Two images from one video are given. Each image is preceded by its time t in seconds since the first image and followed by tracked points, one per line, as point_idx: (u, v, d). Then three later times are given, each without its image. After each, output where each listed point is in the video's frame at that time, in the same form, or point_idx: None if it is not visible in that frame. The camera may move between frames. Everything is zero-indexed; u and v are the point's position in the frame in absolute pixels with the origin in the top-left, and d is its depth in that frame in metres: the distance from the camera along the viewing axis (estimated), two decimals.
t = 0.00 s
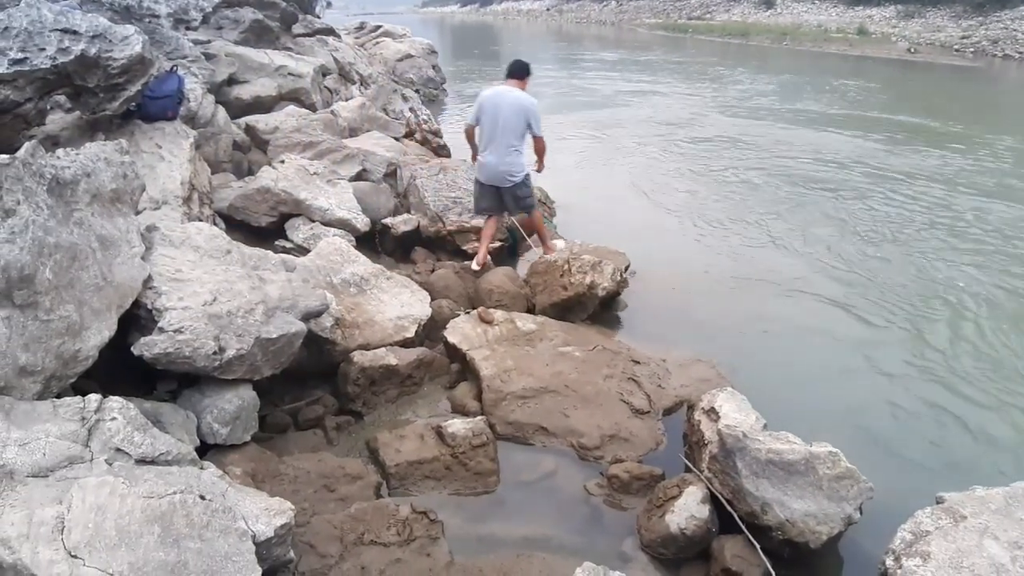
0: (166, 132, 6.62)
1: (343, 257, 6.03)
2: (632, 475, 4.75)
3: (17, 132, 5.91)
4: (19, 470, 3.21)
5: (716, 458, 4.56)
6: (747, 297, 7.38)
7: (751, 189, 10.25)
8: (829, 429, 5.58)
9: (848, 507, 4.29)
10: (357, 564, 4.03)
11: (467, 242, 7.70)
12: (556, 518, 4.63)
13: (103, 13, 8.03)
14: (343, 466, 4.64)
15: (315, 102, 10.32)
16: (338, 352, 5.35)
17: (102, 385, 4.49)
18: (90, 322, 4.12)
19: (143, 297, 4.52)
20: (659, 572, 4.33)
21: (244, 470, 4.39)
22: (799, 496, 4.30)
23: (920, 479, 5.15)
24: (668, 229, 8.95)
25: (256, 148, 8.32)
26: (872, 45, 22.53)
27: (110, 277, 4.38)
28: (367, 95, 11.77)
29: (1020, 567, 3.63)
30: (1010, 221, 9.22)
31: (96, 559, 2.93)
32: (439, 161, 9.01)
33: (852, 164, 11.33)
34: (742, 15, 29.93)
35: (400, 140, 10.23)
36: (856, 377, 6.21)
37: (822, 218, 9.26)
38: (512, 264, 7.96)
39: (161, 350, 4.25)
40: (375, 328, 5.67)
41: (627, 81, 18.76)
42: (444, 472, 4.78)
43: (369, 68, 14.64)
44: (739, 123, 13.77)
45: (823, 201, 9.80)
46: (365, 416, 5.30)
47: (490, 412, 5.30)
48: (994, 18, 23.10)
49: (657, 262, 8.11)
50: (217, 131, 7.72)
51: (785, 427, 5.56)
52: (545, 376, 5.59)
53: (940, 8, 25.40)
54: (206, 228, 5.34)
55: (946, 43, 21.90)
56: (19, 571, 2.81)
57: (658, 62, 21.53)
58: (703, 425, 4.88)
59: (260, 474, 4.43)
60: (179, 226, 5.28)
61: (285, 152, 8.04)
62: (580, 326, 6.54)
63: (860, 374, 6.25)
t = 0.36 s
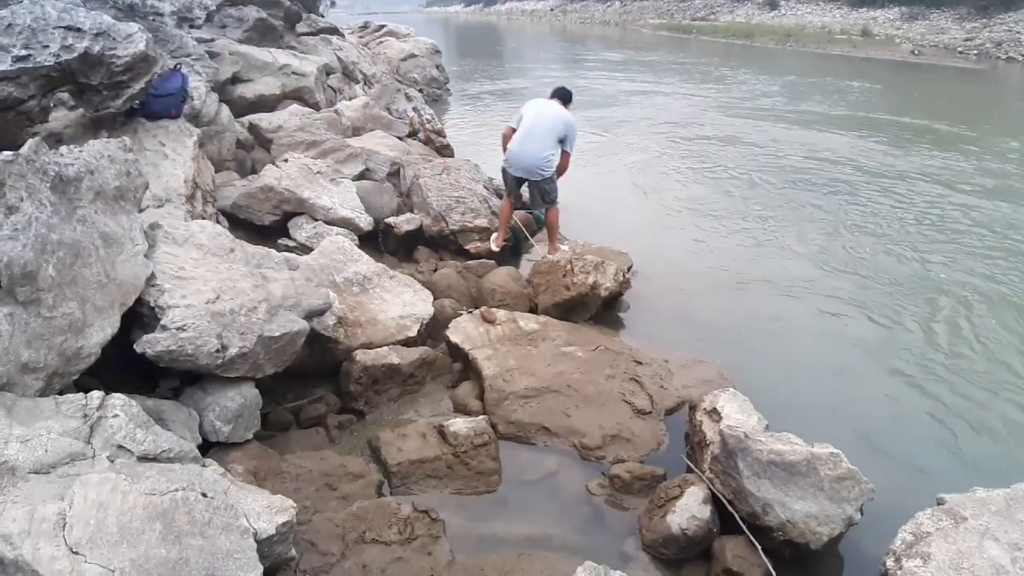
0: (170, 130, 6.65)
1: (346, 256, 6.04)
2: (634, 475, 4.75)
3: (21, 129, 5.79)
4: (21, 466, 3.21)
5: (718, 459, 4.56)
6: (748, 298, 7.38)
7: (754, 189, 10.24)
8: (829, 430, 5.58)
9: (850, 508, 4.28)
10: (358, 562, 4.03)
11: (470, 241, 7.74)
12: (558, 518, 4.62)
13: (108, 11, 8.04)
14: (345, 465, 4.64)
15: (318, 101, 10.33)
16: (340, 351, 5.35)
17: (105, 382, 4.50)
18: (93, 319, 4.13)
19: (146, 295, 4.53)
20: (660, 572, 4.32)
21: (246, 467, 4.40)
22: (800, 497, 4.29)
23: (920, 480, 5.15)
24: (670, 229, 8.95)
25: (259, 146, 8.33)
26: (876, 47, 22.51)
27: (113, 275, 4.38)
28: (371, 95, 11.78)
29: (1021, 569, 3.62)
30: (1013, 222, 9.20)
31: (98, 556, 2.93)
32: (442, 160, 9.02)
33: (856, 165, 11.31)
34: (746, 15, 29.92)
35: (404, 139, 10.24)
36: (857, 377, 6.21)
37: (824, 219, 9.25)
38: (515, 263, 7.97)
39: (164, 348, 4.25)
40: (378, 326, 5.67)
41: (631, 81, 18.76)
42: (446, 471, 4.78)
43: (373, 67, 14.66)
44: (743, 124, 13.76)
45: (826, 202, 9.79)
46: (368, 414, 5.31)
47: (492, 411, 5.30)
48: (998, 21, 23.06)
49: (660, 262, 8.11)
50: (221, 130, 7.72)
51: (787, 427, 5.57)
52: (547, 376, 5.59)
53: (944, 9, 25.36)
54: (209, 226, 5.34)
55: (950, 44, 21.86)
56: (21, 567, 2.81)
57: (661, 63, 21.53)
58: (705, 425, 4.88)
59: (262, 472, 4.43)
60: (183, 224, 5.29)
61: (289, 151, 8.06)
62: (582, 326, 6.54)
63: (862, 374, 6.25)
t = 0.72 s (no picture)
0: (173, 129, 6.66)
1: (347, 255, 6.05)
2: (634, 475, 4.75)
3: (24, 128, 5.81)
4: (22, 465, 3.22)
5: (718, 459, 4.56)
6: (749, 298, 7.37)
7: (755, 189, 10.23)
8: (829, 430, 5.58)
9: (850, 508, 4.28)
10: (359, 561, 4.04)
11: (471, 241, 7.76)
12: (558, 518, 4.63)
13: (110, 10, 8.04)
14: (346, 464, 4.65)
15: (321, 100, 10.34)
16: (342, 350, 5.36)
17: (106, 380, 4.50)
18: (94, 318, 4.13)
19: (148, 294, 4.53)
20: (660, 572, 4.32)
21: (247, 466, 4.41)
22: (801, 497, 4.29)
23: (920, 481, 5.14)
24: (671, 229, 8.94)
25: (262, 145, 8.34)
26: (879, 48, 22.48)
27: (115, 273, 4.39)
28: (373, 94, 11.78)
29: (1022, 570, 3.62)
30: (1015, 223, 9.19)
31: (99, 553, 2.94)
32: (444, 160, 9.02)
33: (857, 165, 11.30)
34: (748, 15, 29.88)
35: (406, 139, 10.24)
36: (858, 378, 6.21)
37: (825, 219, 9.25)
38: (517, 263, 7.97)
39: (166, 346, 4.26)
40: (379, 326, 5.67)
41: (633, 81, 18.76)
42: (446, 470, 4.78)
43: (376, 67, 14.67)
44: (745, 124, 13.74)
45: (827, 202, 9.79)
46: (368, 414, 5.31)
47: (493, 411, 5.31)
48: (1001, 21, 23.00)
49: (661, 262, 8.11)
50: (224, 129, 7.73)
51: (788, 428, 5.56)
52: (548, 376, 5.60)
53: (947, 10, 25.32)
54: (211, 225, 5.35)
55: (953, 45, 21.83)
56: (21, 565, 2.81)
57: (664, 63, 21.51)
58: (706, 425, 4.88)
59: (263, 471, 4.44)
60: (185, 222, 5.30)
61: (291, 150, 8.06)
62: (583, 326, 6.54)
63: (862, 375, 6.24)
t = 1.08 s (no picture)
0: (174, 128, 6.66)
1: (349, 255, 6.04)
2: (635, 475, 4.74)
3: (26, 128, 5.84)
4: (23, 464, 3.22)
5: (720, 460, 4.56)
6: (750, 298, 7.36)
7: (756, 189, 10.22)
8: (832, 431, 5.57)
9: (852, 509, 4.27)
10: (359, 560, 4.04)
11: (472, 240, 7.77)
12: (559, 518, 4.62)
13: (112, 9, 8.04)
14: (346, 464, 4.65)
15: (323, 99, 10.33)
16: (342, 350, 5.36)
17: (108, 380, 4.51)
18: (96, 317, 4.14)
19: (149, 293, 4.53)
20: (661, 573, 4.32)
21: (248, 465, 4.41)
22: (803, 498, 4.29)
23: (923, 482, 5.14)
24: (672, 229, 8.93)
25: (263, 145, 8.34)
26: (882, 47, 22.45)
27: (116, 272, 4.39)
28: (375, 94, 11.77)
29: None
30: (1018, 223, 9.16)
31: (99, 553, 2.94)
32: (445, 159, 9.02)
33: (859, 165, 11.29)
34: (751, 15, 29.84)
35: (408, 139, 10.24)
36: (860, 378, 6.20)
37: (827, 218, 9.24)
38: (518, 262, 7.97)
39: (166, 346, 4.26)
40: (380, 325, 5.66)
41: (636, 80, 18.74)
42: (447, 470, 4.77)
43: (378, 66, 14.67)
44: (748, 123, 13.72)
45: (829, 202, 9.77)
46: (369, 413, 5.31)
47: (494, 410, 5.30)
48: (1004, 21, 22.95)
49: (663, 262, 8.10)
50: (226, 128, 7.74)
51: (791, 429, 5.55)
52: (549, 375, 5.59)
53: (950, 10, 25.27)
54: (212, 224, 5.35)
55: (956, 45, 21.77)
56: (22, 564, 2.82)
57: (666, 63, 21.49)
58: (707, 425, 4.88)
59: (263, 471, 4.44)
60: (186, 222, 5.29)
61: (292, 149, 8.05)
62: (584, 325, 6.53)
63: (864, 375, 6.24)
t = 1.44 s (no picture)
0: (176, 128, 6.66)
1: (350, 254, 6.04)
2: (636, 476, 4.74)
3: (29, 127, 5.85)
4: (24, 462, 3.22)
5: (721, 461, 4.56)
6: (752, 298, 7.36)
7: (758, 189, 10.21)
8: (835, 432, 5.56)
9: (854, 511, 4.26)
10: (359, 561, 4.04)
11: (474, 241, 7.77)
12: (559, 518, 4.62)
13: (114, 9, 8.04)
14: (347, 464, 4.65)
15: (325, 99, 10.33)
16: (343, 350, 5.36)
17: (109, 379, 4.52)
18: (97, 316, 4.14)
19: (150, 292, 4.53)
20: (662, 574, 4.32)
21: (248, 465, 4.41)
22: (804, 500, 4.28)
23: (926, 483, 5.14)
24: (672, 229, 8.92)
25: (265, 144, 8.35)
26: (885, 48, 22.41)
27: (117, 272, 4.39)
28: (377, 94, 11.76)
29: None
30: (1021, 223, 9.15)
31: (99, 552, 2.94)
32: (447, 158, 9.02)
33: (861, 165, 11.28)
34: (754, 15, 29.79)
35: (410, 138, 10.24)
36: (862, 378, 6.20)
37: (828, 219, 9.23)
38: (519, 263, 7.97)
39: (167, 345, 4.27)
40: (381, 325, 5.66)
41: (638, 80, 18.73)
42: (448, 470, 4.77)
43: (380, 66, 14.67)
44: (750, 123, 13.71)
45: (831, 202, 9.76)
46: (370, 413, 5.31)
47: (494, 410, 5.30)
48: (1008, 22, 22.91)
49: (664, 262, 8.09)
50: (228, 127, 7.73)
51: (793, 430, 5.54)
52: (550, 376, 5.59)
53: (953, 10, 25.24)
54: (214, 224, 5.35)
55: (960, 45, 21.74)
56: (22, 563, 2.82)
57: (668, 63, 21.47)
58: (708, 427, 4.87)
59: (264, 470, 4.44)
60: (187, 221, 5.29)
61: (294, 149, 8.05)
62: (585, 326, 6.53)
63: (866, 375, 6.23)
